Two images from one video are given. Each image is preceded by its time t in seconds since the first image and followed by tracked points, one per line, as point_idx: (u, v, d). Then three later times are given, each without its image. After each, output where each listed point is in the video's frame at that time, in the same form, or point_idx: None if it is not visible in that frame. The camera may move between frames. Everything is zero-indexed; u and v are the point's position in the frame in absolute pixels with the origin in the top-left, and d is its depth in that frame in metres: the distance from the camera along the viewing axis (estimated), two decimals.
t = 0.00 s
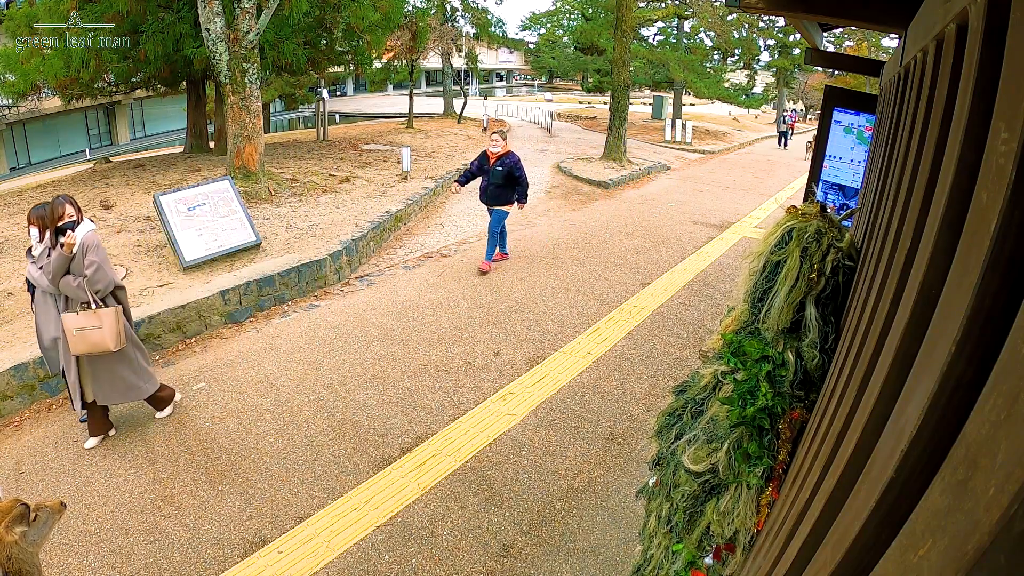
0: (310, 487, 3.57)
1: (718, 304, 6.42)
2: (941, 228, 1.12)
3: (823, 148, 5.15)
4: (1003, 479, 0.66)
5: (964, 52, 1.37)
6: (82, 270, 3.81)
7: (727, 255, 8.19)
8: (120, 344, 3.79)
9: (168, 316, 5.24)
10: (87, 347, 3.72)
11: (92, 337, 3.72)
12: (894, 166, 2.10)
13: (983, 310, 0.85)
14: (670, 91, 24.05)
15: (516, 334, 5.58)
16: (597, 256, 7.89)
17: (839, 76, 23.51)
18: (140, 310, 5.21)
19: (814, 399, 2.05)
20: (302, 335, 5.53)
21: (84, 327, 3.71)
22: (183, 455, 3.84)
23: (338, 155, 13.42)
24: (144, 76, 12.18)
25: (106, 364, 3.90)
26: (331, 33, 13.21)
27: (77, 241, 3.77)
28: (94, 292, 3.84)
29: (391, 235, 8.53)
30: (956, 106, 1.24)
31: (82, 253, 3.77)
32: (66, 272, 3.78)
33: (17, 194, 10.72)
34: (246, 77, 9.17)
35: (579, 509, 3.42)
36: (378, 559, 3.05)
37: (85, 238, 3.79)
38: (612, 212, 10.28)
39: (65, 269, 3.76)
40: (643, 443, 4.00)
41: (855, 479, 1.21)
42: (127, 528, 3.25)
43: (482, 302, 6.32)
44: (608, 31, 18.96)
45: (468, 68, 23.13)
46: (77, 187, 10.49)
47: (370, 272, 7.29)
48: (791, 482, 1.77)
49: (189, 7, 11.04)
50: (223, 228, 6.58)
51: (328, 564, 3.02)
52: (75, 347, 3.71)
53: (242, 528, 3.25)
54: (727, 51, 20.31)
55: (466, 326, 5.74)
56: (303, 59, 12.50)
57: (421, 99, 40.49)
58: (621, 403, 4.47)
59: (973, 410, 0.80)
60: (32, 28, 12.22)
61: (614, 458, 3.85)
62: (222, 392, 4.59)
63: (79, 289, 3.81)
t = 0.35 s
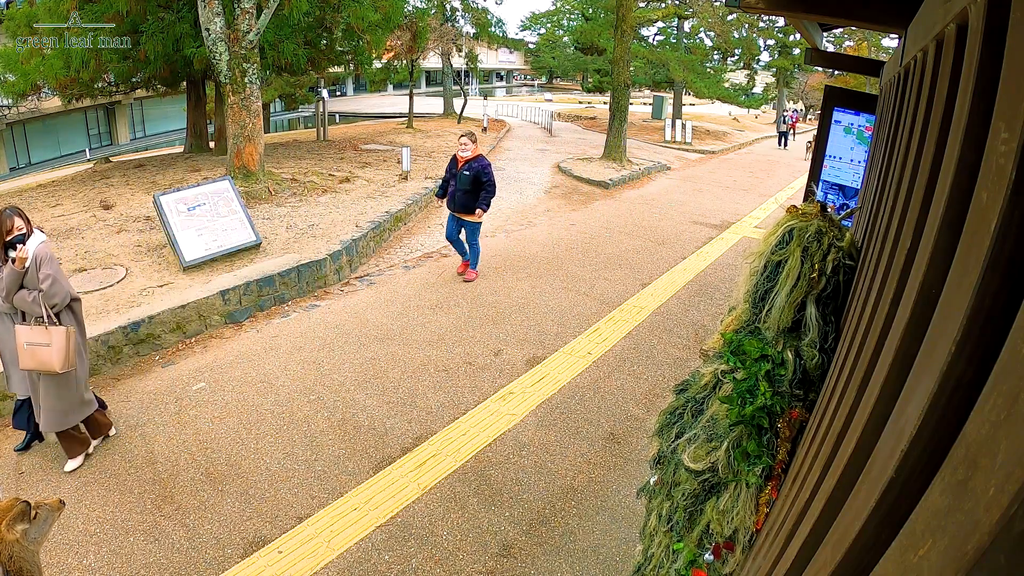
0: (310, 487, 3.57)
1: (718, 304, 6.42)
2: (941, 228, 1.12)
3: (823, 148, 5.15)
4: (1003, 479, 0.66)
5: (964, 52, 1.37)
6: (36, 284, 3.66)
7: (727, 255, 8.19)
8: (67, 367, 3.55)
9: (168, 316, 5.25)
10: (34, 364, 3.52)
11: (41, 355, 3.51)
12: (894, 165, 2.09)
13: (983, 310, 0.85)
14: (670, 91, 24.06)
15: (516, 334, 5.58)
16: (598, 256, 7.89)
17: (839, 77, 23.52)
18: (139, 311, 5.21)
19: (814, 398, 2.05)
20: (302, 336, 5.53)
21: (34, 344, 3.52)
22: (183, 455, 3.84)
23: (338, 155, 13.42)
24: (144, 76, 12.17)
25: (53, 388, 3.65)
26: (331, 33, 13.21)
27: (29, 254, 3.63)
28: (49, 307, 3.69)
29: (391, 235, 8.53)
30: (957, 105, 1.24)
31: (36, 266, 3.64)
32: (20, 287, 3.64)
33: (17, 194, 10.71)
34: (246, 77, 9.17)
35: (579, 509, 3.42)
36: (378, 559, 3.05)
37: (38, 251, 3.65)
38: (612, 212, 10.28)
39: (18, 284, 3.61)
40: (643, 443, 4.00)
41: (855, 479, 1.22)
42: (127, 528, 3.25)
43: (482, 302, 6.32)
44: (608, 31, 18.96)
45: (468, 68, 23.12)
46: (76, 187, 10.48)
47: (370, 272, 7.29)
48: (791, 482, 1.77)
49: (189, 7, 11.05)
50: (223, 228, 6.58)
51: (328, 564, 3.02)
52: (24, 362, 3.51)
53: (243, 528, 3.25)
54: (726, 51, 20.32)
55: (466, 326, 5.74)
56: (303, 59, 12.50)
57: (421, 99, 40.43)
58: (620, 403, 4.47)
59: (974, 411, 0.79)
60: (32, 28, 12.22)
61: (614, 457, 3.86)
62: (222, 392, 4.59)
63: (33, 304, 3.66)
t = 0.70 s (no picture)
0: (310, 487, 3.58)
1: (718, 304, 6.42)
2: (941, 229, 1.12)
3: (823, 148, 5.15)
4: (1004, 479, 0.66)
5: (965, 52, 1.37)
6: None
7: (727, 255, 8.19)
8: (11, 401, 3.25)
9: (168, 316, 5.24)
10: None
11: None
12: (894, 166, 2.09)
13: (984, 309, 0.85)
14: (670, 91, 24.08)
15: (516, 334, 5.58)
16: (598, 256, 7.89)
17: (839, 76, 23.56)
18: (139, 311, 5.21)
19: (814, 397, 2.04)
20: (302, 335, 5.53)
21: None
22: (184, 455, 3.85)
23: (338, 155, 13.42)
24: (144, 76, 12.17)
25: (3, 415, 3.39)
26: (331, 33, 13.22)
27: None
28: None
29: (391, 235, 8.53)
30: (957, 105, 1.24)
31: None
32: None
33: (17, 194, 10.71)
34: (246, 77, 9.17)
35: (579, 509, 3.42)
36: (378, 559, 3.05)
37: None
38: (612, 212, 10.28)
39: None
40: (643, 444, 4.00)
41: (855, 479, 1.22)
42: (127, 527, 3.25)
43: (481, 302, 6.32)
44: (608, 31, 18.97)
45: (468, 68, 23.12)
46: (76, 187, 10.48)
47: (370, 272, 7.29)
48: (790, 485, 1.77)
49: (189, 7, 11.05)
50: (223, 228, 6.58)
51: (328, 564, 3.02)
52: None
53: (243, 528, 3.25)
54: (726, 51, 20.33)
55: (466, 326, 5.74)
56: (303, 59, 12.50)
57: (421, 99, 40.43)
58: (620, 403, 4.47)
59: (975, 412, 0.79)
60: (32, 28, 12.22)
61: (614, 458, 3.85)
62: (222, 392, 4.59)
63: None
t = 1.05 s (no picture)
0: (310, 487, 3.57)
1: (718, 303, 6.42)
2: (941, 230, 1.12)
3: (823, 148, 5.14)
4: (1003, 480, 0.66)
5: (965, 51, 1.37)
6: None
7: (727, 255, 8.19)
8: None
9: (168, 316, 5.24)
10: None
11: None
12: (895, 165, 2.09)
13: (983, 309, 0.85)
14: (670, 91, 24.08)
15: (516, 334, 5.58)
16: (598, 256, 7.88)
17: (839, 76, 23.58)
18: (140, 310, 5.21)
19: (819, 374, 1.97)
20: (302, 336, 5.53)
21: None
22: (184, 455, 3.84)
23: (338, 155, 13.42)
24: (144, 76, 12.16)
25: None
26: (331, 33, 13.21)
27: None
28: None
29: (391, 235, 8.53)
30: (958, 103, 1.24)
31: None
32: None
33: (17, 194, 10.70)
34: (246, 77, 9.16)
35: (580, 509, 3.42)
36: (378, 559, 3.05)
37: None
38: (612, 212, 10.27)
39: None
40: (643, 443, 4.00)
41: (855, 478, 1.21)
42: (126, 528, 3.25)
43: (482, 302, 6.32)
44: (608, 30, 18.97)
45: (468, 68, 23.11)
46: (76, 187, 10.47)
47: (370, 272, 7.29)
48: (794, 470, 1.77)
49: (189, 7, 11.04)
50: (223, 228, 6.58)
51: (328, 564, 3.02)
52: None
53: (243, 528, 3.25)
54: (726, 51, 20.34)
55: (466, 326, 5.74)
56: (302, 59, 12.49)
57: (421, 99, 40.41)
58: (620, 403, 4.47)
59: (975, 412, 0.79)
60: (32, 28, 12.21)
61: (614, 457, 3.85)
62: (222, 392, 4.58)
63: None
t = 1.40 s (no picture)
0: (310, 487, 3.57)
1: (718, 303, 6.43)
2: (941, 230, 1.12)
3: (823, 148, 5.15)
4: (1003, 481, 0.66)
5: (964, 52, 1.36)
6: None
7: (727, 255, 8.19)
8: None
9: (168, 316, 5.24)
10: None
11: None
12: (895, 164, 2.09)
13: (983, 309, 0.84)
14: (670, 91, 24.07)
15: (516, 334, 5.58)
16: (598, 256, 7.88)
17: (840, 76, 23.65)
18: (140, 310, 5.21)
19: (819, 374, 1.97)
20: (302, 336, 5.53)
21: None
22: (184, 454, 3.85)
23: (338, 155, 13.42)
24: (144, 76, 12.16)
25: None
26: (331, 33, 13.21)
27: None
28: None
29: (391, 235, 8.53)
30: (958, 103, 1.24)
31: None
32: None
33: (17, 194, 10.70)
34: (246, 77, 9.17)
35: (580, 509, 3.41)
36: (379, 559, 3.05)
37: None
38: (612, 212, 10.26)
39: None
40: (643, 443, 4.00)
41: (855, 478, 1.22)
42: (126, 528, 3.25)
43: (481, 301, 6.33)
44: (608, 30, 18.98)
45: (468, 68, 23.11)
46: (76, 188, 10.47)
47: (370, 272, 7.29)
48: (794, 470, 1.77)
49: (189, 7, 11.05)
50: (223, 228, 6.58)
51: (328, 564, 3.02)
52: None
53: (243, 528, 3.25)
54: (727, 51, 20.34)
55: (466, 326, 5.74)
56: (302, 59, 12.50)
57: (421, 99, 40.39)
58: (620, 403, 4.47)
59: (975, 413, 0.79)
60: (32, 28, 12.21)
61: (614, 458, 3.85)
62: (222, 392, 4.58)
63: None
